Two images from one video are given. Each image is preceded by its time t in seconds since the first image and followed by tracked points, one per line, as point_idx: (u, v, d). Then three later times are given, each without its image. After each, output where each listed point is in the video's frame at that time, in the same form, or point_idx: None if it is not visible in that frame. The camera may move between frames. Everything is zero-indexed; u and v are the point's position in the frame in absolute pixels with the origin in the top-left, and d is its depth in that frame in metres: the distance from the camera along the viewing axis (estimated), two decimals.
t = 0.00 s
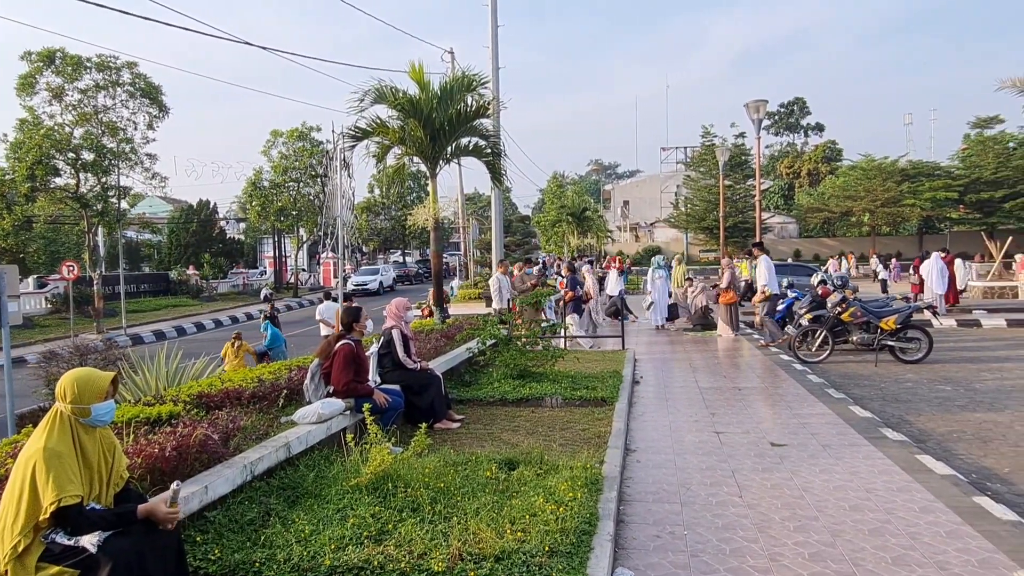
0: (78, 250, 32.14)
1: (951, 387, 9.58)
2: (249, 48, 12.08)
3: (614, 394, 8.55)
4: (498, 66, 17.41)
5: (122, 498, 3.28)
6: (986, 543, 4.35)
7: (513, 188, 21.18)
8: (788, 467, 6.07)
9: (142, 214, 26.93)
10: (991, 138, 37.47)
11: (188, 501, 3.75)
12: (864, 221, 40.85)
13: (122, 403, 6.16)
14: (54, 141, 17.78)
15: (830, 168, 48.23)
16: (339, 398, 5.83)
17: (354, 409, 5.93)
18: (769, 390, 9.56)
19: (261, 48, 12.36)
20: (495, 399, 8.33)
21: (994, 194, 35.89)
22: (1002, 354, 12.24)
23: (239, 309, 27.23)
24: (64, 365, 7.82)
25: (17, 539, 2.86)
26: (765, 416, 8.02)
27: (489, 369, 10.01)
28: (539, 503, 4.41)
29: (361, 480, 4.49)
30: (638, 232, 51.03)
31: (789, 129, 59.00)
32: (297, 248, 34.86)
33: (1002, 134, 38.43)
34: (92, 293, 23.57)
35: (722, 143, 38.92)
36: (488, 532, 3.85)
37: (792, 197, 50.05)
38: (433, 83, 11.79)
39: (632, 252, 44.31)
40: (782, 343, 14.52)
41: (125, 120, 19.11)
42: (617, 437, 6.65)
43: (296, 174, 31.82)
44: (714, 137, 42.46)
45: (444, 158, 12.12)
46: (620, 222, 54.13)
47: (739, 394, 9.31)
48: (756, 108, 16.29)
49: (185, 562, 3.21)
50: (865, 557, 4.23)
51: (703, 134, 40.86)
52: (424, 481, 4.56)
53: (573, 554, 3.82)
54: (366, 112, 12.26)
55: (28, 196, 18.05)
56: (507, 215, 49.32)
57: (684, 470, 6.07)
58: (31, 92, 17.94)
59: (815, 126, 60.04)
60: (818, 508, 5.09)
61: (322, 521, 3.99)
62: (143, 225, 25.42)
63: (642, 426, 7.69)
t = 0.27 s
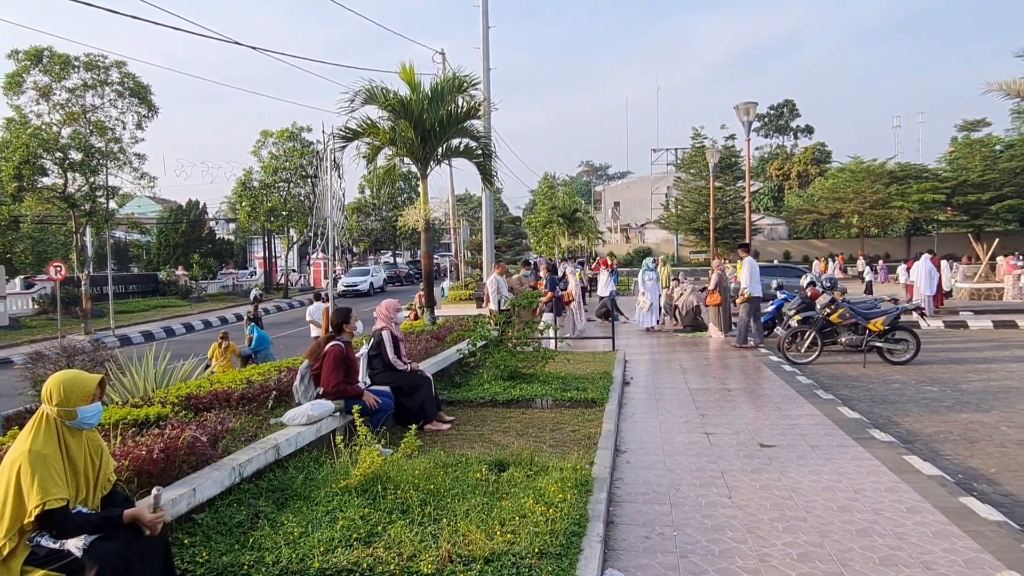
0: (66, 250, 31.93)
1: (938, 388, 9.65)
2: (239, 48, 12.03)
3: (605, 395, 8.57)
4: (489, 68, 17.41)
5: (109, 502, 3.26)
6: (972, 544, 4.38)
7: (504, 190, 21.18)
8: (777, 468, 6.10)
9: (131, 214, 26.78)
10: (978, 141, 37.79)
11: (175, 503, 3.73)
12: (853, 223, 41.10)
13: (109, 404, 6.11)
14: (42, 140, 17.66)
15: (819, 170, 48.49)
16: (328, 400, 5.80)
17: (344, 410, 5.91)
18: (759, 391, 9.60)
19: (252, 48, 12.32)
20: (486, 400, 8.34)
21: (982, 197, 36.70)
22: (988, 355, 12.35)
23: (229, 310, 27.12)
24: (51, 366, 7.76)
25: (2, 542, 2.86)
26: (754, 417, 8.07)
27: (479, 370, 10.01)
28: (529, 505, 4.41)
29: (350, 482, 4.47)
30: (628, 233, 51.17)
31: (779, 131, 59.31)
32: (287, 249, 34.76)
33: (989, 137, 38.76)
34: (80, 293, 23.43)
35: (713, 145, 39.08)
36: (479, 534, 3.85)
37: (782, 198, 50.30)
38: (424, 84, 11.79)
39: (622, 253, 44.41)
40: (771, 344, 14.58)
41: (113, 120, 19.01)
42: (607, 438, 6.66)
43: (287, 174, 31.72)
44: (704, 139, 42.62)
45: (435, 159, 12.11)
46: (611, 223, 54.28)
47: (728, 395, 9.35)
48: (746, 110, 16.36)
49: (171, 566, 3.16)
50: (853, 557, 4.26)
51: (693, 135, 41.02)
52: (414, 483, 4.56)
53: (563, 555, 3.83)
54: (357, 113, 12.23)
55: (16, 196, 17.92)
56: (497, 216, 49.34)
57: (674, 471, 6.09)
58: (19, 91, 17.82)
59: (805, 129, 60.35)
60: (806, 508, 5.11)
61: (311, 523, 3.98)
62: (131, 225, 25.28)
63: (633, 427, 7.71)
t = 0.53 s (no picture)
0: (49, 250, 31.62)
1: (921, 388, 9.74)
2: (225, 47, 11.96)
3: (591, 396, 8.59)
4: (477, 68, 17.41)
5: (92, 505, 3.23)
6: (954, 542, 4.42)
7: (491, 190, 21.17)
8: (762, 468, 6.13)
9: (115, 214, 26.57)
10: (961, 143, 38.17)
11: (159, 506, 3.70)
12: (838, 224, 41.40)
13: (92, 407, 6.05)
14: (25, 140, 17.49)
15: (804, 172, 48.81)
16: (314, 401, 5.78)
17: (330, 412, 5.89)
18: (744, 392, 9.65)
19: (237, 47, 12.25)
20: (472, 402, 8.33)
21: (965, 198, 37.63)
22: (970, 355, 12.48)
23: (215, 311, 26.94)
24: (33, 368, 7.68)
25: None
26: (740, 417, 8.10)
27: (466, 371, 10.00)
28: (515, 506, 4.42)
29: (336, 484, 4.46)
30: (615, 234, 51.29)
31: (765, 132, 59.64)
32: (274, 249, 34.57)
33: (971, 139, 39.17)
34: (64, 294, 23.20)
35: (699, 146, 39.24)
36: (464, 536, 3.85)
37: (768, 200, 50.56)
38: (411, 85, 11.77)
39: (610, 254, 44.50)
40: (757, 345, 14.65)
41: (97, 119, 18.85)
42: (594, 439, 6.68)
43: (273, 174, 31.57)
44: (691, 140, 42.79)
45: (423, 160, 12.09)
46: (598, 224, 54.38)
47: (715, 396, 9.39)
48: (732, 112, 16.44)
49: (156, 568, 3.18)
50: (836, 557, 4.29)
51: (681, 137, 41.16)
52: (400, 485, 4.55)
53: (549, 556, 3.83)
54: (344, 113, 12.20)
55: None
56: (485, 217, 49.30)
57: (660, 471, 6.12)
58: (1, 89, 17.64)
59: (791, 130, 60.67)
60: (791, 509, 5.14)
61: (297, 526, 3.96)
62: (116, 225, 25.08)
63: (619, 428, 7.73)
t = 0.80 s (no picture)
0: (27, 250, 31.22)
1: (901, 388, 9.84)
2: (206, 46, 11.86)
3: (575, 397, 8.60)
4: (461, 69, 17.39)
5: (69, 508, 3.20)
6: (931, 540, 4.47)
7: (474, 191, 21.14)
8: (744, 467, 6.17)
9: (95, 215, 26.28)
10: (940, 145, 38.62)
11: (138, 509, 3.67)
12: (819, 225, 41.71)
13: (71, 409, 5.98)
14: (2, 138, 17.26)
15: (787, 173, 49.16)
16: (296, 403, 5.75)
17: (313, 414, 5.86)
18: (727, 392, 9.71)
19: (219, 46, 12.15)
20: (456, 403, 8.32)
21: (943, 199, 38.44)
22: (949, 354, 12.63)
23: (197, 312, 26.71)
24: (11, 370, 7.58)
25: None
26: (722, 417, 8.15)
27: (450, 372, 9.98)
28: (498, 507, 4.42)
29: (318, 486, 4.44)
30: (599, 235, 51.40)
31: (748, 134, 60.00)
32: (256, 249, 34.33)
33: (950, 142, 39.62)
34: (42, 295, 22.91)
35: (683, 147, 39.41)
36: (447, 537, 3.85)
37: (751, 201, 50.87)
38: (395, 85, 11.73)
39: (594, 254, 44.57)
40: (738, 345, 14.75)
41: (77, 118, 18.65)
42: (577, 439, 6.69)
43: (256, 174, 31.35)
44: (674, 141, 42.96)
45: (406, 160, 12.06)
46: (583, 225, 54.46)
47: (697, 396, 9.44)
48: (715, 114, 16.54)
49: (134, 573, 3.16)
50: (816, 555, 4.33)
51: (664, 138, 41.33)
52: (382, 486, 4.53)
53: (531, 557, 3.84)
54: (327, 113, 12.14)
55: None
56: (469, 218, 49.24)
57: (643, 471, 6.14)
58: None
59: (773, 132, 61.07)
60: (772, 508, 5.18)
61: (278, 528, 3.95)
62: (95, 226, 24.80)
63: (602, 428, 7.75)
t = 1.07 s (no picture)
0: None
1: (873, 386, 9.99)
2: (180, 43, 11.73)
3: (553, 397, 8.63)
4: (439, 69, 17.37)
5: (36, 514, 3.15)
6: (901, 536, 4.54)
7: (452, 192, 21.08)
8: (719, 466, 6.22)
9: (67, 215, 25.87)
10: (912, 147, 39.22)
11: (109, 514, 3.63)
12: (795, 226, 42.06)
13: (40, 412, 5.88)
14: None
15: (762, 175, 49.63)
16: (272, 405, 5.70)
17: (289, 415, 5.81)
18: (703, 391, 9.79)
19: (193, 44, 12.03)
20: (433, 404, 8.30)
21: (914, 201, 39.24)
22: (919, 353, 12.82)
23: (171, 313, 26.37)
24: None
25: None
26: (698, 416, 8.22)
27: (428, 373, 9.95)
28: (475, 508, 4.42)
29: (293, 489, 4.41)
30: (578, 235, 51.56)
31: (724, 136, 60.50)
32: (232, 250, 34.00)
33: (921, 144, 40.26)
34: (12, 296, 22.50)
35: (660, 148, 39.65)
36: (424, 538, 3.84)
37: (727, 202, 51.28)
38: (372, 85, 11.68)
39: (572, 255, 44.68)
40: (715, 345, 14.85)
41: (47, 116, 18.35)
42: (555, 439, 6.71)
43: (232, 174, 31.05)
44: (652, 142, 43.22)
45: (384, 161, 12.02)
46: (561, 226, 54.59)
47: (674, 396, 9.50)
48: (692, 116, 16.65)
49: None
50: (791, 552, 4.38)
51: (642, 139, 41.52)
52: (359, 488, 4.52)
53: (508, 558, 3.85)
54: (303, 112, 12.06)
55: None
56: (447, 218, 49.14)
57: (619, 471, 6.17)
58: None
59: (749, 134, 61.59)
60: (746, 506, 5.23)
61: (253, 531, 3.92)
62: (67, 226, 24.41)
63: (580, 428, 7.77)
